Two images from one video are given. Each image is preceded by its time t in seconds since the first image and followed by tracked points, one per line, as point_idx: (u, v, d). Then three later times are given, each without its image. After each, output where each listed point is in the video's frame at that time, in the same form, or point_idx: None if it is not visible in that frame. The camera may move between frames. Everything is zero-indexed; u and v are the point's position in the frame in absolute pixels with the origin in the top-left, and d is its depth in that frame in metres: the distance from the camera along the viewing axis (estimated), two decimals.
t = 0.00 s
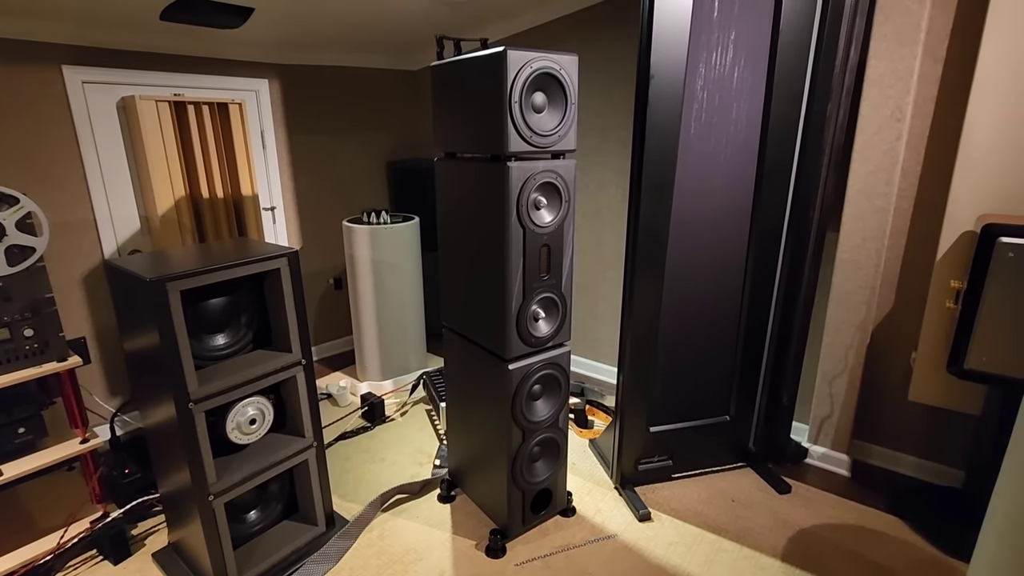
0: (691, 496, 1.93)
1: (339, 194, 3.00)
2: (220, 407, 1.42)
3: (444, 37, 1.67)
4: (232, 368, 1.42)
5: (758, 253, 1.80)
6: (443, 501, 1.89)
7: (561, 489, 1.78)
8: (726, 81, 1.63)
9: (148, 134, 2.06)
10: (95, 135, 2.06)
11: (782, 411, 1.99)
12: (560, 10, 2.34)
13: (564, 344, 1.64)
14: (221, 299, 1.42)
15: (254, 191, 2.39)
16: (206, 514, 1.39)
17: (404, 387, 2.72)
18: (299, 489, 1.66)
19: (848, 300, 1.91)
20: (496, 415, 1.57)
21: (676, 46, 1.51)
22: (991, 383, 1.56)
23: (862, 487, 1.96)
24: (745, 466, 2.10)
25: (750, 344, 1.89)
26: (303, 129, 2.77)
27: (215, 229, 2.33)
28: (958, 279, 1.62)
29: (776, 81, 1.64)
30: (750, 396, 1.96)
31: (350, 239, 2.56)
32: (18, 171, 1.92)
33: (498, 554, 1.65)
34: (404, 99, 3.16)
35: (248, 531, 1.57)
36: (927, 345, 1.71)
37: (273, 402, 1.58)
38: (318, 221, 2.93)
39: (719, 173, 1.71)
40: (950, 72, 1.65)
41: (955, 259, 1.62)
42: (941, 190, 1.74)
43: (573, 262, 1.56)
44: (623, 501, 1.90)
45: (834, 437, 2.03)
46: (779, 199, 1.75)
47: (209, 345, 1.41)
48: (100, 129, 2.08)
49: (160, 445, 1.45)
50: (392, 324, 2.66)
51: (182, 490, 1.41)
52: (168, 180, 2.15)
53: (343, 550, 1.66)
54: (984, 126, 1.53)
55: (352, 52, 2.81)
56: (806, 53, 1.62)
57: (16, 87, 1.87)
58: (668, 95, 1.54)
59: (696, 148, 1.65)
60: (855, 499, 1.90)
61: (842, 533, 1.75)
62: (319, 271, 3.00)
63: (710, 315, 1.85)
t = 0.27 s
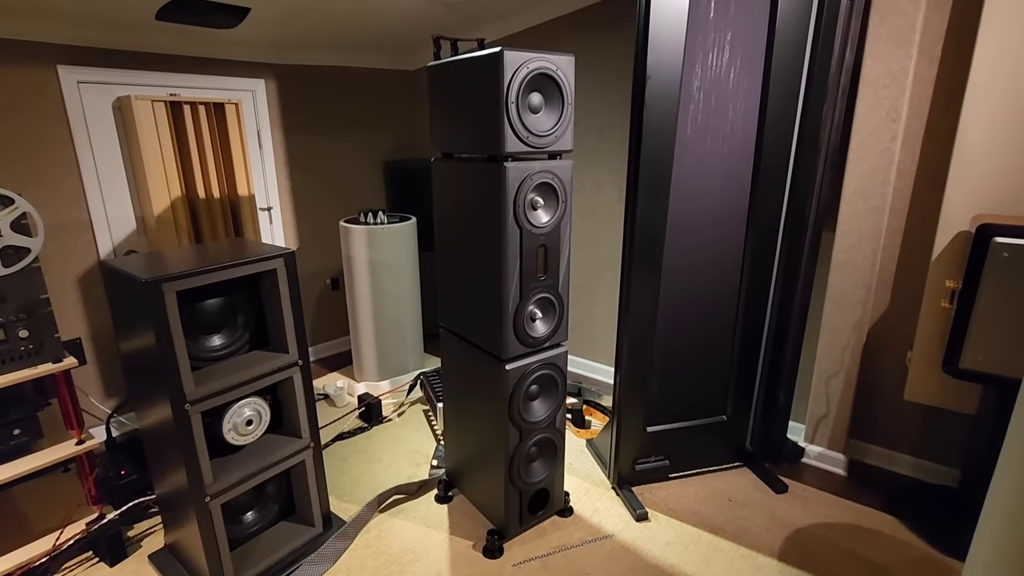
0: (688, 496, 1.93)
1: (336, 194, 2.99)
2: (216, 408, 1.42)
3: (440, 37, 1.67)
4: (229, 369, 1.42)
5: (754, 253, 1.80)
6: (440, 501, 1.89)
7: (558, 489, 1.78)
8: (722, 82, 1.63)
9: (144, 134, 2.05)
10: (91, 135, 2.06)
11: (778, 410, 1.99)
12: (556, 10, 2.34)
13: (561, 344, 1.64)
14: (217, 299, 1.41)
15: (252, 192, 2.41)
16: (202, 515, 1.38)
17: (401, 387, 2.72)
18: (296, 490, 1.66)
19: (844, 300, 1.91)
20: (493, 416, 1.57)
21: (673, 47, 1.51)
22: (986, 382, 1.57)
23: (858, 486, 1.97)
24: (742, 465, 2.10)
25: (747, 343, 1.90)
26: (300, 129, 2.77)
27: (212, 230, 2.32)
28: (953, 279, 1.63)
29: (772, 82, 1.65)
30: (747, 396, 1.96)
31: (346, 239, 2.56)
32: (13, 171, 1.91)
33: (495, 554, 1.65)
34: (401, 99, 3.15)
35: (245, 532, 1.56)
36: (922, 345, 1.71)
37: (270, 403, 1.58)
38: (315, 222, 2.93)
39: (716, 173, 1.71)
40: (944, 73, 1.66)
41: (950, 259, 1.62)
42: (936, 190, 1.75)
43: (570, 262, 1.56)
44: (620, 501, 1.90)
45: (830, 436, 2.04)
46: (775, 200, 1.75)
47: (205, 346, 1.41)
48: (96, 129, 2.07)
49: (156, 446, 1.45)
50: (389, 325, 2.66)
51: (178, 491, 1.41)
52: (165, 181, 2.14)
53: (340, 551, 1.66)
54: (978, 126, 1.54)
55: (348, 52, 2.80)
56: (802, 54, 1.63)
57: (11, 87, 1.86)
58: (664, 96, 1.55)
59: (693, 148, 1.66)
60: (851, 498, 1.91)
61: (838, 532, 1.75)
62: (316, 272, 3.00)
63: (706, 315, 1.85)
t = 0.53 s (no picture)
0: (686, 494, 1.94)
1: (333, 194, 2.99)
2: (214, 407, 1.42)
3: (437, 36, 1.67)
4: (226, 368, 1.41)
5: (751, 252, 1.80)
6: (438, 500, 1.89)
7: (556, 488, 1.79)
8: (719, 81, 1.63)
9: (140, 133, 2.04)
10: (87, 134, 2.05)
11: (775, 409, 2.00)
12: (553, 10, 2.34)
13: (559, 343, 1.64)
14: (214, 299, 1.41)
15: (248, 192, 2.39)
16: (200, 515, 1.38)
17: (399, 386, 2.72)
18: (294, 490, 1.66)
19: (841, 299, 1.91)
20: (491, 415, 1.58)
21: (670, 47, 1.51)
22: (982, 381, 1.58)
23: (855, 485, 1.98)
24: (739, 464, 2.11)
25: (744, 343, 1.90)
26: (297, 129, 2.77)
27: (209, 229, 2.31)
28: (949, 278, 1.63)
29: (769, 82, 1.65)
30: (744, 395, 1.97)
31: (344, 239, 2.56)
32: (9, 170, 1.91)
33: (493, 553, 1.65)
34: (399, 99, 3.15)
35: (243, 532, 1.56)
36: (918, 344, 1.72)
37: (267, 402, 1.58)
38: (313, 221, 2.93)
39: (713, 173, 1.72)
40: (940, 74, 1.67)
41: (946, 259, 1.63)
42: (932, 190, 1.75)
43: (568, 261, 1.56)
44: (618, 500, 1.91)
45: (827, 435, 2.04)
46: (772, 199, 1.76)
47: (202, 345, 1.41)
48: (92, 128, 2.06)
49: (153, 445, 1.45)
50: (387, 324, 2.66)
51: (175, 491, 1.40)
52: (161, 180, 2.13)
53: (338, 551, 1.66)
54: (974, 126, 1.54)
55: (346, 52, 2.80)
56: (799, 54, 1.63)
57: (7, 86, 1.86)
58: (661, 96, 1.55)
59: (690, 148, 1.66)
60: (848, 497, 1.91)
61: (835, 531, 1.76)
62: (314, 271, 2.99)
63: (703, 314, 1.85)
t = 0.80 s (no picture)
0: (684, 494, 1.94)
1: (332, 194, 2.99)
2: (212, 407, 1.42)
3: (436, 36, 1.67)
4: (225, 368, 1.41)
5: (749, 253, 1.81)
6: (436, 500, 1.89)
7: (554, 488, 1.79)
8: (717, 82, 1.64)
9: (139, 133, 2.04)
10: (85, 133, 2.04)
11: (773, 409, 2.00)
12: (552, 10, 2.34)
13: (557, 343, 1.65)
14: (212, 298, 1.41)
15: (247, 192, 2.40)
16: (198, 515, 1.38)
17: (397, 386, 2.72)
18: (292, 490, 1.66)
19: (839, 300, 1.91)
20: (489, 415, 1.58)
21: (668, 48, 1.52)
22: (978, 381, 1.58)
23: (852, 484, 1.98)
24: (737, 464, 2.11)
25: (742, 342, 1.91)
26: (296, 129, 2.76)
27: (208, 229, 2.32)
28: (946, 278, 1.64)
29: (766, 82, 1.66)
30: (742, 395, 1.97)
31: (342, 239, 2.56)
32: (7, 170, 1.90)
33: (491, 553, 1.65)
34: (397, 98, 3.15)
35: (241, 532, 1.56)
36: (915, 344, 1.72)
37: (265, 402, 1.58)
38: (311, 221, 2.92)
39: (711, 173, 1.72)
40: (937, 75, 1.67)
41: (943, 259, 1.63)
42: (929, 190, 1.76)
43: (566, 261, 1.56)
44: (616, 500, 1.91)
45: (825, 435, 2.05)
46: (770, 199, 1.76)
47: (201, 345, 1.41)
48: (90, 128, 2.06)
49: (151, 445, 1.45)
50: (386, 324, 2.66)
51: (174, 491, 1.40)
52: (160, 180, 2.12)
53: (337, 550, 1.66)
54: (971, 127, 1.55)
55: (344, 52, 2.80)
56: (796, 55, 1.64)
57: (5, 86, 1.85)
58: (659, 96, 1.55)
59: (688, 148, 1.66)
60: (845, 496, 1.92)
61: (832, 530, 1.76)
62: (312, 271, 2.99)
63: (701, 315, 1.86)
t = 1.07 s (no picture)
0: (683, 494, 1.94)
1: (330, 193, 2.99)
2: (211, 407, 1.42)
3: (435, 36, 1.67)
4: (224, 368, 1.41)
5: (747, 253, 1.81)
6: (435, 500, 1.90)
7: (553, 488, 1.79)
8: (715, 83, 1.64)
9: (137, 133, 2.04)
10: (83, 133, 2.04)
11: (771, 408, 2.01)
12: (550, 11, 2.35)
13: (556, 343, 1.65)
14: (211, 298, 1.41)
15: (245, 192, 2.38)
16: (197, 515, 1.38)
17: (396, 386, 2.72)
18: (291, 490, 1.66)
19: (837, 300, 1.91)
20: (488, 414, 1.58)
21: (666, 48, 1.52)
22: (975, 381, 1.59)
23: (850, 484, 1.99)
24: (735, 463, 2.12)
25: (740, 342, 1.91)
26: (294, 129, 2.76)
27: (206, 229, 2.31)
28: (944, 278, 1.64)
29: (764, 83, 1.66)
30: (740, 395, 1.98)
31: (341, 239, 2.56)
32: (5, 170, 1.90)
33: (490, 552, 1.66)
34: (396, 98, 3.16)
35: (240, 531, 1.56)
36: (913, 344, 1.73)
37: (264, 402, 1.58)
38: (310, 221, 2.92)
39: (710, 173, 1.73)
40: (934, 76, 1.68)
41: (940, 259, 1.64)
42: (926, 191, 1.77)
43: (565, 261, 1.57)
44: (615, 500, 1.91)
45: (822, 435, 2.05)
46: (768, 199, 1.77)
47: (200, 345, 1.41)
48: (89, 128, 2.05)
49: (150, 445, 1.45)
50: (384, 324, 2.66)
51: (172, 490, 1.40)
52: (158, 179, 2.12)
53: (335, 550, 1.66)
54: (968, 127, 1.56)
55: (343, 52, 2.80)
56: (794, 55, 1.65)
57: (4, 85, 1.85)
58: (658, 97, 1.56)
59: (686, 149, 1.67)
60: (843, 496, 1.92)
61: (830, 529, 1.77)
62: (311, 271, 2.99)
63: (700, 315, 1.86)
